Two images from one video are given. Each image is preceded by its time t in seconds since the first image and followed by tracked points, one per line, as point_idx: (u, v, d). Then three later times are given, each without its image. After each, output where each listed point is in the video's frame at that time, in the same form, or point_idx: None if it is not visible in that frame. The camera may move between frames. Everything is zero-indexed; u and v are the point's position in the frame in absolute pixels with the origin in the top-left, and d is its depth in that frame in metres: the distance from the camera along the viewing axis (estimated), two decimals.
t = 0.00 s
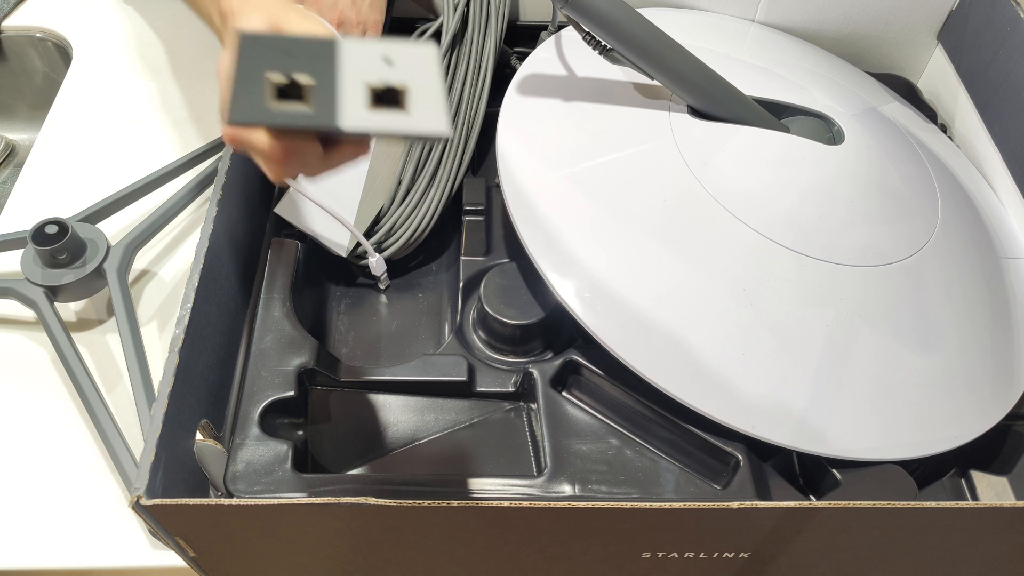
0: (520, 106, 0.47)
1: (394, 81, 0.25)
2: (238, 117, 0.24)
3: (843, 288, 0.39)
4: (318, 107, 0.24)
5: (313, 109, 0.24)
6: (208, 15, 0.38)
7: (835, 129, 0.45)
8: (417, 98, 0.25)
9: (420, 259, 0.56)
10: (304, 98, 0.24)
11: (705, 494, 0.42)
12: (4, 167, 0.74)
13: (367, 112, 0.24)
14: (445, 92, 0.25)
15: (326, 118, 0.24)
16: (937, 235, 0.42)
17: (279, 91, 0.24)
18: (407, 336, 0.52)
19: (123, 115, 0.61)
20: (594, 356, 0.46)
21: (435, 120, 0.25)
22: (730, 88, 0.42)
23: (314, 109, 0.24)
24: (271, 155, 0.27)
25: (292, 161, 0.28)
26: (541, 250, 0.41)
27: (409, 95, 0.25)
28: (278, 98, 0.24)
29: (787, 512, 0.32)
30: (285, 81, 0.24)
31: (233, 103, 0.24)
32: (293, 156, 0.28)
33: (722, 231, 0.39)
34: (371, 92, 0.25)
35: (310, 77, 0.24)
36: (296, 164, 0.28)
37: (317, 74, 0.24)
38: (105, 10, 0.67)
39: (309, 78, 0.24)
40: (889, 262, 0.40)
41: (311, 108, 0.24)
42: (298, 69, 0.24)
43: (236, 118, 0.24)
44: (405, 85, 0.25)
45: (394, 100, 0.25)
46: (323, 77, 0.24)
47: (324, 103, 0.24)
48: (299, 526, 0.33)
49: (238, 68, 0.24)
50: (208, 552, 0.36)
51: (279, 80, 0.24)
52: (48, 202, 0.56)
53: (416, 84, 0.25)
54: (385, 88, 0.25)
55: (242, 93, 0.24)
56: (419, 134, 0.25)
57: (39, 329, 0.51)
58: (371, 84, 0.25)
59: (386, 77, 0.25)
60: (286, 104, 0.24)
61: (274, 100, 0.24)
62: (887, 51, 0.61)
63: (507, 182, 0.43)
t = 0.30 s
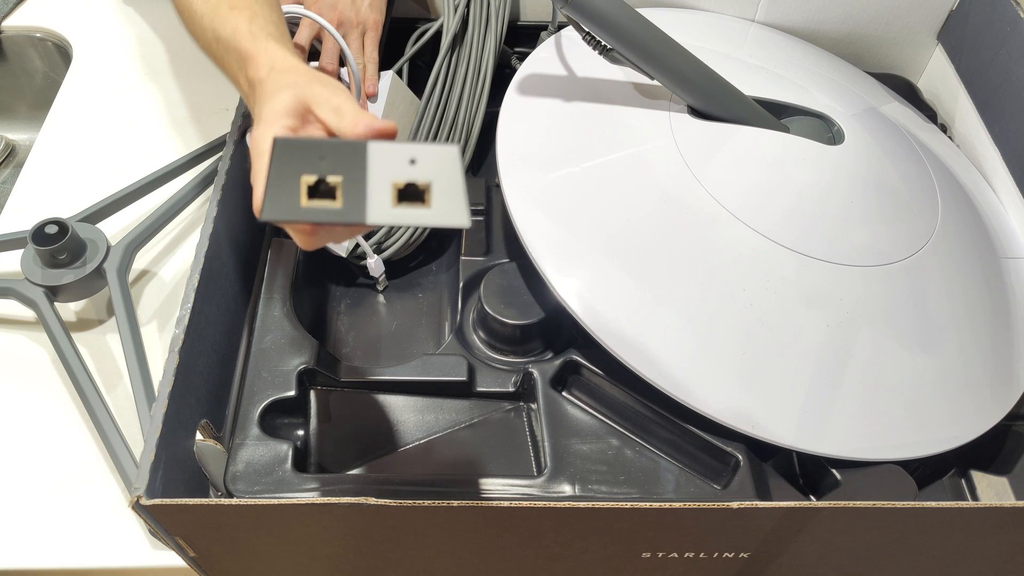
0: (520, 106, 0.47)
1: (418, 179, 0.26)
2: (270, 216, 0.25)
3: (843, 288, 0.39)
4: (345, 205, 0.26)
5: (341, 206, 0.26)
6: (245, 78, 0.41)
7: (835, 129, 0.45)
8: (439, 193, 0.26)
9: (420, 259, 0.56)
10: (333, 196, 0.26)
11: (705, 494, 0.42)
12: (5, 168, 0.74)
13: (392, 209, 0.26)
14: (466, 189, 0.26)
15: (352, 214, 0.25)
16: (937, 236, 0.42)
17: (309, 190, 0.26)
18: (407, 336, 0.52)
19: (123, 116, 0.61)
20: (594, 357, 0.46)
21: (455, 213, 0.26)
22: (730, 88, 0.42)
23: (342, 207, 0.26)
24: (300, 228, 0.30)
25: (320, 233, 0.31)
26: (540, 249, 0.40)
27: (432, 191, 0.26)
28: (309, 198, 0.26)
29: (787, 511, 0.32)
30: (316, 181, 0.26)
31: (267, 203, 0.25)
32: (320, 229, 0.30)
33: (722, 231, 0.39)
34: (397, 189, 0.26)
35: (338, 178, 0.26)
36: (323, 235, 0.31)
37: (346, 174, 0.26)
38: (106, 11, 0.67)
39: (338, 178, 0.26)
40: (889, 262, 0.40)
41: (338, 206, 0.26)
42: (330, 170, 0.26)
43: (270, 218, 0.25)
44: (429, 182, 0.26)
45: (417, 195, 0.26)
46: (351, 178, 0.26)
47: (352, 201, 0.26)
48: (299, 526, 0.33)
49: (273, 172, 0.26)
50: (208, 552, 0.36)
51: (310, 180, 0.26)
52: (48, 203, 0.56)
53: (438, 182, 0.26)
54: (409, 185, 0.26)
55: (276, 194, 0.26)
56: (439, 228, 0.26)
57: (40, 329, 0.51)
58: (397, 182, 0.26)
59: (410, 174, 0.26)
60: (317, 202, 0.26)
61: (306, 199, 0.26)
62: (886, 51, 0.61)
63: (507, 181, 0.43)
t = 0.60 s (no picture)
0: (521, 105, 0.47)
1: (392, 147, 0.26)
2: (241, 186, 0.25)
3: (844, 288, 0.39)
4: (318, 174, 0.26)
5: (313, 175, 0.26)
6: (234, 82, 0.41)
7: (835, 129, 0.45)
8: (415, 162, 0.26)
9: (420, 259, 0.56)
10: (305, 165, 0.26)
11: (705, 494, 0.42)
12: (4, 167, 0.74)
13: (365, 178, 0.26)
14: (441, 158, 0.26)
15: (325, 183, 0.25)
16: (938, 235, 0.42)
17: (280, 160, 0.26)
18: (406, 337, 0.52)
19: (123, 115, 0.61)
20: (594, 357, 0.46)
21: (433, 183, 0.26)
22: (730, 87, 0.42)
23: (314, 176, 0.26)
24: (286, 224, 0.30)
25: (307, 229, 0.30)
26: (540, 249, 0.40)
27: (407, 159, 0.26)
28: (280, 168, 0.26)
29: (788, 512, 0.32)
30: (288, 152, 0.26)
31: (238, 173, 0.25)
32: (306, 225, 0.30)
33: (722, 231, 0.39)
34: (371, 159, 0.26)
35: (310, 147, 0.26)
36: (309, 231, 0.31)
37: (319, 144, 0.26)
38: (105, 10, 0.67)
39: (310, 148, 0.26)
40: (890, 262, 0.40)
41: (311, 175, 0.26)
42: (302, 140, 0.26)
43: (240, 188, 0.25)
44: (403, 150, 0.26)
45: (392, 164, 0.26)
46: (324, 148, 0.26)
47: (325, 170, 0.26)
48: (297, 525, 0.33)
49: (243, 141, 0.26)
50: (208, 552, 0.36)
51: (281, 150, 0.26)
52: (47, 202, 0.56)
53: (412, 151, 0.26)
54: (383, 155, 0.26)
55: (249, 163, 0.25)
56: (414, 197, 0.25)
57: (39, 329, 0.51)
58: (370, 152, 0.26)
59: (383, 143, 0.26)
60: (289, 172, 0.26)
61: (278, 169, 0.26)
62: (887, 50, 0.61)
63: (506, 180, 0.43)
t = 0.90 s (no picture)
0: (521, 105, 0.47)
1: (386, 122, 0.26)
2: (236, 162, 0.25)
3: (843, 288, 0.39)
4: (312, 149, 0.26)
5: (307, 150, 0.26)
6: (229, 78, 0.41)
7: (835, 129, 0.45)
8: (410, 137, 0.26)
9: (420, 259, 0.56)
10: (300, 140, 0.26)
11: (705, 494, 0.42)
12: (4, 167, 0.74)
13: (360, 152, 0.26)
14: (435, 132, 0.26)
15: (319, 158, 0.25)
16: (937, 236, 0.42)
17: (274, 134, 0.26)
18: (406, 337, 0.52)
19: (123, 116, 0.61)
20: (594, 356, 0.46)
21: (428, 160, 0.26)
22: (730, 87, 0.42)
23: (309, 150, 0.26)
24: (282, 214, 0.29)
25: (303, 220, 0.30)
26: (540, 249, 0.40)
27: (401, 134, 0.26)
28: (274, 142, 0.26)
29: (787, 512, 0.32)
30: (283, 127, 0.26)
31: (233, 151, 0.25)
32: (303, 215, 0.30)
33: (722, 231, 0.39)
34: (365, 133, 0.26)
35: (304, 122, 0.26)
36: (306, 223, 0.30)
37: (313, 119, 0.26)
38: (106, 10, 0.67)
39: (303, 122, 0.26)
40: (889, 262, 0.40)
41: (305, 150, 0.26)
42: (295, 115, 0.26)
43: (235, 164, 0.25)
44: (397, 125, 0.26)
45: (387, 139, 0.26)
46: (318, 122, 0.26)
47: (319, 144, 0.26)
48: (296, 525, 0.33)
49: (237, 117, 0.26)
50: (208, 552, 0.36)
51: (275, 125, 0.26)
52: (47, 203, 0.56)
53: (406, 125, 0.26)
54: (377, 129, 0.26)
55: (243, 141, 0.26)
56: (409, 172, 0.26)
57: (40, 329, 0.51)
58: (364, 126, 0.26)
59: (377, 118, 0.26)
60: (283, 146, 0.26)
61: (272, 144, 0.26)
62: (887, 50, 0.61)
63: (506, 180, 0.43)
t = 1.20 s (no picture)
0: (521, 105, 0.47)
1: (387, 133, 0.26)
2: (237, 173, 0.25)
3: (843, 288, 0.39)
4: (314, 160, 0.25)
5: (309, 160, 0.25)
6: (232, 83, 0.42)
7: (835, 129, 0.45)
8: (410, 148, 0.26)
9: (420, 259, 0.56)
10: (301, 150, 0.26)
11: (705, 494, 0.42)
12: (4, 167, 0.74)
13: (361, 162, 0.25)
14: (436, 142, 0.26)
15: (320, 169, 0.25)
16: (937, 236, 0.42)
17: (276, 145, 0.26)
18: (407, 337, 0.52)
19: (123, 116, 0.61)
20: (594, 356, 0.46)
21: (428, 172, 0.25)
22: (730, 87, 0.42)
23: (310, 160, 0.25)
24: (286, 222, 0.29)
25: (306, 227, 0.30)
26: (540, 249, 0.40)
27: (402, 145, 0.26)
28: (276, 153, 0.26)
29: (787, 512, 0.32)
30: (285, 137, 0.26)
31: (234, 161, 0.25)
32: (306, 223, 0.30)
33: (721, 231, 0.39)
34: (366, 143, 0.26)
35: (306, 133, 0.25)
36: (309, 230, 0.31)
37: (315, 129, 0.26)
38: (106, 11, 0.67)
39: (306, 133, 0.25)
40: (889, 262, 0.40)
41: (307, 161, 0.25)
42: (298, 126, 0.26)
43: (237, 175, 0.25)
44: (398, 136, 0.26)
45: (388, 149, 0.26)
46: (319, 133, 0.26)
47: (320, 154, 0.25)
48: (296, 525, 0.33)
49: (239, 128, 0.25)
50: (209, 552, 0.36)
51: (277, 135, 0.25)
52: (47, 203, 0.56)
53: (407, 137, 0.26)
54: (378, 140, 0.26)
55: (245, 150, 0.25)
56: (409, 184, 0.25)
57: (40, 330, 0.51)
58: (366, 136, 0.26)
59: (379, 129, 0.26)
60: (284, 157, 0.25)
61: (273, 154, 0.25)
62: (887, 50, 0.61)
63: (506, 181, 0.43)
